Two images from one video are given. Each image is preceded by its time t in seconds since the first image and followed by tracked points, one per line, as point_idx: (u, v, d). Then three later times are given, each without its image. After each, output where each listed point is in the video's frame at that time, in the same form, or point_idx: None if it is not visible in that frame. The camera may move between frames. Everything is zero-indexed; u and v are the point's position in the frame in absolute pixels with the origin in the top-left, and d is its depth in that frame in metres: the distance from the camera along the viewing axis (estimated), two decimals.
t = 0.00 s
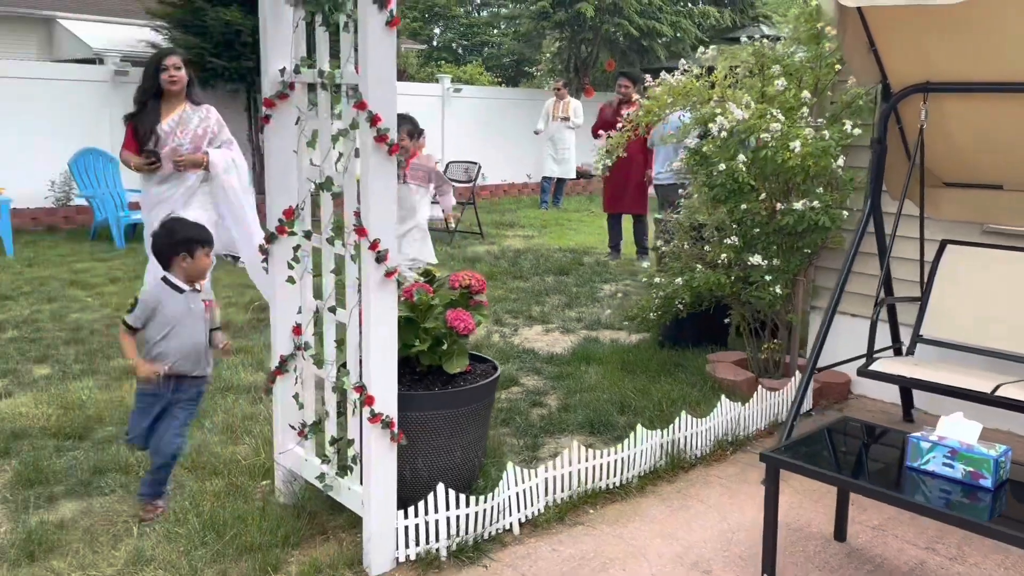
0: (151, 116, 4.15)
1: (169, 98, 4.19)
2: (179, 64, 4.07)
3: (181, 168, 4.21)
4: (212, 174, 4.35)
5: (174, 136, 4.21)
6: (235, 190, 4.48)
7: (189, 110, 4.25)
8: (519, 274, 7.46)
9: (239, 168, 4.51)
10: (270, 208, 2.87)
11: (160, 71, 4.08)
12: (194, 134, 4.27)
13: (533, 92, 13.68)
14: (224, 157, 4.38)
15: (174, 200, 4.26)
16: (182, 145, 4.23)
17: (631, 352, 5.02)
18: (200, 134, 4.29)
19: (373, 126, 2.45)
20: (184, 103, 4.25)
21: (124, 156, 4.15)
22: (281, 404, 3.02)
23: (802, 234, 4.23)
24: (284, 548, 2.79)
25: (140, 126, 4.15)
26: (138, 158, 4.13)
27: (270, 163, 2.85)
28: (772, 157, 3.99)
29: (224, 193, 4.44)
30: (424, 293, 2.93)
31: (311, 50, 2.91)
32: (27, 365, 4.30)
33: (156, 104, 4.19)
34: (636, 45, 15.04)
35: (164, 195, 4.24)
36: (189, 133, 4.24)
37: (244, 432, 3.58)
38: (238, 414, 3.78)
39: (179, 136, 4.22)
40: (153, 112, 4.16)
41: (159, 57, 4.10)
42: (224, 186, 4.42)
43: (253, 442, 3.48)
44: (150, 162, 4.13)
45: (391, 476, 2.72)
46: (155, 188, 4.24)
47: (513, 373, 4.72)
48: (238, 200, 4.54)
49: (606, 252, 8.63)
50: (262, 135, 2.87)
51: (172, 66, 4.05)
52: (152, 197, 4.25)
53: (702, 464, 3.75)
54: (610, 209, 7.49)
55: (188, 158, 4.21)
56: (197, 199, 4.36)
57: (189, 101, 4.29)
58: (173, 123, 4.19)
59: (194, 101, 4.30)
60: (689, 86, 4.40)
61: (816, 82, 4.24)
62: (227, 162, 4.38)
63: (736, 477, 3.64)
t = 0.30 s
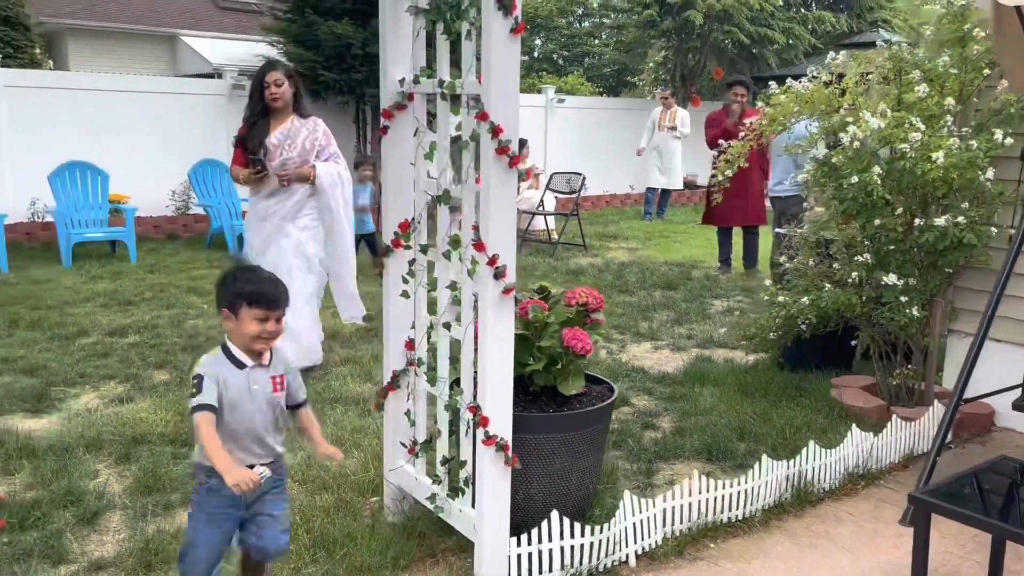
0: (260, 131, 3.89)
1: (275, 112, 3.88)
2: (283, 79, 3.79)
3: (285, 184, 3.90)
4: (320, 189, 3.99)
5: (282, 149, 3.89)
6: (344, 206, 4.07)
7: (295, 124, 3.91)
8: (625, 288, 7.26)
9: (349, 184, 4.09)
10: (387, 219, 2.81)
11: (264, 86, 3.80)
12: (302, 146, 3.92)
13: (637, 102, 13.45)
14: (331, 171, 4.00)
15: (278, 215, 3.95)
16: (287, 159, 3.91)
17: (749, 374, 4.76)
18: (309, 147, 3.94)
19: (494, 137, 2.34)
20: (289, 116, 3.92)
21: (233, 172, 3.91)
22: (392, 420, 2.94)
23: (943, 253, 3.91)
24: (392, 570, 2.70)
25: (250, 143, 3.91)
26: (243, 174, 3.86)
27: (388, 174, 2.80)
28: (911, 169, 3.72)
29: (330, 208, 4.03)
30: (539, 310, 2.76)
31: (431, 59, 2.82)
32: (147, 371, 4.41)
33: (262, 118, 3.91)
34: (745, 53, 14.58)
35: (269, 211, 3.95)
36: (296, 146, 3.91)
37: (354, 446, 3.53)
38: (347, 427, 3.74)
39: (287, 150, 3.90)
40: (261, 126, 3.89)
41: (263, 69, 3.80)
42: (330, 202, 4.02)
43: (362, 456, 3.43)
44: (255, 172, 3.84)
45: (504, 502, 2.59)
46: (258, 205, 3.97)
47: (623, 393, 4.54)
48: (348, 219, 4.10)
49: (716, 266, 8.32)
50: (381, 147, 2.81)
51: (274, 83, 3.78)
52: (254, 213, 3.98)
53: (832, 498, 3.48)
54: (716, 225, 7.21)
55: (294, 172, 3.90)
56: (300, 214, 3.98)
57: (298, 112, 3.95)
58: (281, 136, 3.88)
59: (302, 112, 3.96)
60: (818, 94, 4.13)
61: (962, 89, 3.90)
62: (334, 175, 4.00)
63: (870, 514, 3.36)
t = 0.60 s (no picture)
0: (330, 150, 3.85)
1: (345, 131, 3.85)
2: (349, 98, 3.77)
3: (361, 205, 3.79)
4: (396, 208, 3.88)
5: (355, 168, 3.84)
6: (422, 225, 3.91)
7: (366, 142, 3.87)
8: (715, 310, 6.98)
9: (425, 201, 3.97)
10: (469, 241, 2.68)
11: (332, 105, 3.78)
12: (375, 165, 3.86)
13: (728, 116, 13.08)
14: (405, 188, 3.91)
15: (352, 237, 3.87)
16: (361, 178, 3.85)
17: (852, 407, 4.44)
18: (382, 165, 3.88)
19: (583, 157, 2.17)
20: (360, 133, 3.88)
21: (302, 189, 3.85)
22: (472, 452, 2.81)
23: None
24: None
25: (321, 162, 3.87)
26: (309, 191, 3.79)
27: (470, 197, 2.67)
28: None
29: (406, 227, 3.89)
30: (629, 342, 2.55)
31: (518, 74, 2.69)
32: (231, 387, 4.43)
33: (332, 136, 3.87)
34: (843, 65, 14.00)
35: (343, 232, 3.87)
36: (369, 165, 3.86)
37: (432, 473, 3.41)
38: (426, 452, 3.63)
39: (360, 169, 3.84)
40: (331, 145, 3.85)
41: (330, 87, 3.78)
42: (406, 221, 3.89)
43: (441, 485, 3.31)
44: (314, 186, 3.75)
45: (589, 546, 2.42)
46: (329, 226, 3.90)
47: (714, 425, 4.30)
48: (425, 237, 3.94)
49: (812, 288, 7.93)
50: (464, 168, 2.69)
51: (340, 102, 3.75)
52: (327, 235, 3.91)
53: (950, 550, 3.16)
54: (814, 246, 7.00)
55: (369, 192, 3.80)
56: (374, 235, 3.89)
57: (369, 129, 3.91)
58: (353, 155, 3.84)
59: (374, 129, 3.91)
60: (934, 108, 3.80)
61: None
62: (409, 194, 3.89)
63: (995, 572, 3.02)
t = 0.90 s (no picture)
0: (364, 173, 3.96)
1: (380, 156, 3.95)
2: (384, 120, 3.84)
3: (394, 232, 3.90)
4: (431, 234, 3.95)
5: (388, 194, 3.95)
6: (460, 249, 3.94)
7: (401, 166, 3.96)
8: (790, 335, 6.68)
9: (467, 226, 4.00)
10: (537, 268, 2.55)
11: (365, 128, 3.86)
12: (409, 190, 3.96)
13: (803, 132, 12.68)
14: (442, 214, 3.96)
15: (387, 265, 4.00)
16: (394, 204, 3.95)
17: (944, 444, 4.14)
18: (416, 190, 3.98)
19: (662, 182, 2.02)
20: (395, 157, 3.97)
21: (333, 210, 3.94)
22: (537, 490, 2.66)
23: None
24: None
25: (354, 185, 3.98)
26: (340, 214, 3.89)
27: (538, 221, 2.53)
28: None
29: (441, 255, 3.96)
30: (709, 378, 2.39)
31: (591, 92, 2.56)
32: (294, 409, 4.39)
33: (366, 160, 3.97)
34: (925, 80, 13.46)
35: (378, 262, 4.00)
36: (403, 190, 3.95)
37: (495, 506, 3.27)
38: (488, 482, 3.49)
39: (394, 195, 3.94)
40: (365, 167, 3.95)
41: (363, 110, 3.86)
42: (441, 248, 3.94)
43: (504, 519, 3.17)
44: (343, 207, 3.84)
45: None
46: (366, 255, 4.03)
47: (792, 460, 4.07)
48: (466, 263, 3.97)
49: (893, 313, 7.55)
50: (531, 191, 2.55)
51: (373, 124, 3.82)
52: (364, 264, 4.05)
53: None
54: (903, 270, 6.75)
55: (402, 218, 3.90)
56: (410, 263, 4.00)
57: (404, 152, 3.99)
58: (386, 179, 3.94)
59: (410, 152, 3.99)
60: None
61: None
62: (445, 219, 3.94)
63: None
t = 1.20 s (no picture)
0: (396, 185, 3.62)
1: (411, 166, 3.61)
2: (417, 128, 3.49)
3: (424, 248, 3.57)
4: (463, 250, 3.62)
5: (419, 208, 3.61)
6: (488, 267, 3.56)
7: (433, 177, 3.61)
8: (857, 356, 6.41)
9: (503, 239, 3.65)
10: (606, 287, 2.44)
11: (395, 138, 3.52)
12: (442, 203, 3.62)
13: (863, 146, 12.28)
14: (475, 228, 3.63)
15: (418, 282, 3.71)
16: (427, 219, 3.62)
17: None
18: (449, 203, 3.62)
19: (748, 199, 1.88)
20: (427, 167, 3.61)
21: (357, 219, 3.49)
22: (604, 522, 2.54)
23: None
24: None
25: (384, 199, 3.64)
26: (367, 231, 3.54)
27: (609, 239, 2.42)
28: None
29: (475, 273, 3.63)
30: (791, 407, 2.27)
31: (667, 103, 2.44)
32: (348, 426, 4.31)
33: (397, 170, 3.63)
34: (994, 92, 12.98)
35: (408, 277, 3.72)
36: (436, 204, 3.61)
37: (556, 535, 3.13)
38: (548, 508, 3.35)
39: (425, 209, 3.61)
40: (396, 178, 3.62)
41: (392, 119, 3.51)
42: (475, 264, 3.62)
43: (567, 549, 3.03)
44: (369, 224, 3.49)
45: None
46: (397, 272, 3.74)
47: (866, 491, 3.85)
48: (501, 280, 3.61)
49: (966, 334, 7.22)
50: (601, 208, 2.45)
51: (406, 133, 3.48)
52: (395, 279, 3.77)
53: None
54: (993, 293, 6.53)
55: (434, 234, 3.57)
56: (444, 279, 3.70)
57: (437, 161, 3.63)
58: (418, 193, 3.60)
59: (442, 161, 3.62)
60: None
61: None
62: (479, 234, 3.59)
63: None
